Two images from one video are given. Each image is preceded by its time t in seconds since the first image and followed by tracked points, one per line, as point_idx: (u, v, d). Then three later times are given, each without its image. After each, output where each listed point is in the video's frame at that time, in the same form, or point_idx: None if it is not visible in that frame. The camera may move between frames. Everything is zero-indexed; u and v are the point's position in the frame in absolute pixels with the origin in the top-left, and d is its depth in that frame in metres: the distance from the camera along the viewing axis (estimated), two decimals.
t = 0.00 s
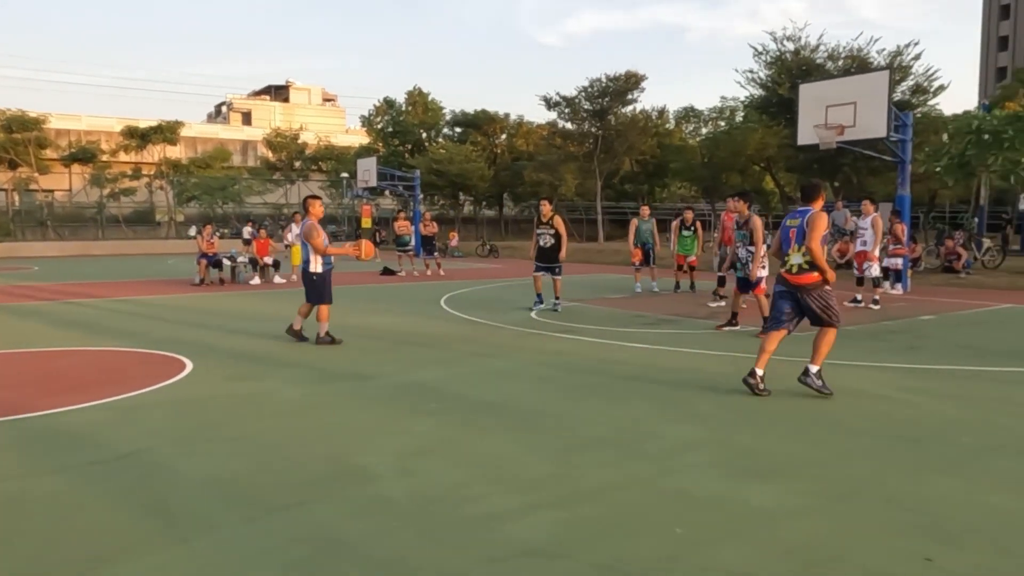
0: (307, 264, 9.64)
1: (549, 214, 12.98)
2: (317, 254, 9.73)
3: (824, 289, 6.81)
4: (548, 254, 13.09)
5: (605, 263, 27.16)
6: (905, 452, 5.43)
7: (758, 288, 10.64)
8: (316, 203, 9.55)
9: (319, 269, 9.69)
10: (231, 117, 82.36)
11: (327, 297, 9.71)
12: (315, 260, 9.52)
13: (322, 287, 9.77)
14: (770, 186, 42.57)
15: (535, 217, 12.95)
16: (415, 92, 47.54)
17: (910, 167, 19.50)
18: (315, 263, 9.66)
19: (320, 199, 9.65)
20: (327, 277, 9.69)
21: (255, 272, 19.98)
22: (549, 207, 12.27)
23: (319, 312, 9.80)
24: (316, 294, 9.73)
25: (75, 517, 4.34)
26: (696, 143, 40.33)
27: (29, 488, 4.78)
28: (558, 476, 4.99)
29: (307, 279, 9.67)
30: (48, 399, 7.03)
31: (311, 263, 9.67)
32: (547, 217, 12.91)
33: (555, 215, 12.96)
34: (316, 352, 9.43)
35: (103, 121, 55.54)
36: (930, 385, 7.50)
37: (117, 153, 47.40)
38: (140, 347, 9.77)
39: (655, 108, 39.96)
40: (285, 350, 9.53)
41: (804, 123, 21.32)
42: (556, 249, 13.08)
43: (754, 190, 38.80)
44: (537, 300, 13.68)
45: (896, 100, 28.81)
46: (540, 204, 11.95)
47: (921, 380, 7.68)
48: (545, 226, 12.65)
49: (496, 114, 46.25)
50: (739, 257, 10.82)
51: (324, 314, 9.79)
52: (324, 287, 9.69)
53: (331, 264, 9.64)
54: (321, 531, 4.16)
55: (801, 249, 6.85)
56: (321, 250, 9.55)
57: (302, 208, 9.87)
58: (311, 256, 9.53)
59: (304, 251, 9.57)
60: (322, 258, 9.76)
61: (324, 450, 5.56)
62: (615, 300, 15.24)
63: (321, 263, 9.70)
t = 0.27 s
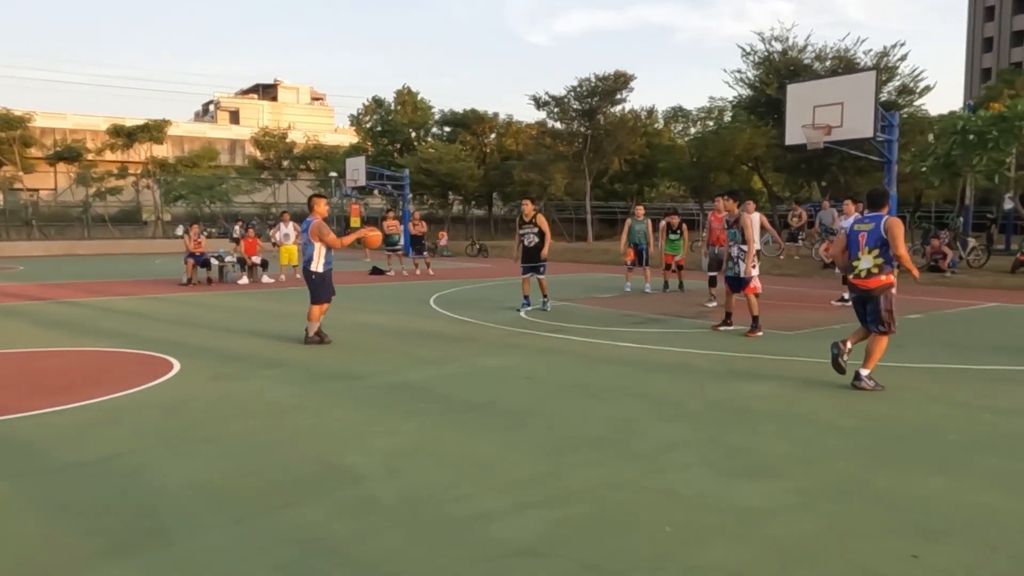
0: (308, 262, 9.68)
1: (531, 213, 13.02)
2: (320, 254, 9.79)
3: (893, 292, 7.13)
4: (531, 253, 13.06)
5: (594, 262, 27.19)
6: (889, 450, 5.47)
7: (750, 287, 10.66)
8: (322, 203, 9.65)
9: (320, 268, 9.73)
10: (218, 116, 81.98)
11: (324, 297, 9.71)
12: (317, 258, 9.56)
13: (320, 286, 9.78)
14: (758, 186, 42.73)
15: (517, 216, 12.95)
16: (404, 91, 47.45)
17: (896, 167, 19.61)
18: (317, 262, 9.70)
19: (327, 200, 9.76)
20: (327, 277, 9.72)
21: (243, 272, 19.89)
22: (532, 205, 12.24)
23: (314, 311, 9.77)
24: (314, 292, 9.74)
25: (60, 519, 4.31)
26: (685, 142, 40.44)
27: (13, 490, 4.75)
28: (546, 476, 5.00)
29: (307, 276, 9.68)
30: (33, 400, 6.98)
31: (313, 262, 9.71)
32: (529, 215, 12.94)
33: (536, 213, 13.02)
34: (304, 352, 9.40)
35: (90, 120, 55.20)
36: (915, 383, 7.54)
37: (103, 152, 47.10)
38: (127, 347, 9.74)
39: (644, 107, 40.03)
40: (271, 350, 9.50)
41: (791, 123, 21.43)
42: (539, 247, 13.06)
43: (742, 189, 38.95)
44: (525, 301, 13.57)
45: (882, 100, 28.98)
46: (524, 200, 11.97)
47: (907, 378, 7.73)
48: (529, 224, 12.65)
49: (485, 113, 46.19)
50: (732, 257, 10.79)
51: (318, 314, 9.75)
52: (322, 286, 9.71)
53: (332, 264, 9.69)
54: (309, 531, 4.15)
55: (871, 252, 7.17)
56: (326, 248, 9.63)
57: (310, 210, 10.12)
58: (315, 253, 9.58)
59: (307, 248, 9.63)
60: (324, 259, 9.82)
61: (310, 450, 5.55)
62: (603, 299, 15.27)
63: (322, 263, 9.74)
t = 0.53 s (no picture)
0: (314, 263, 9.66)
1: (520, 213, 13.04)
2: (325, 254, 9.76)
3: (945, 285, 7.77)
4: (521, 253, 13.04)
5: (584, 262, 27.19)
6: (878, 448, 5.50)
7: (735, 286, 10.68)
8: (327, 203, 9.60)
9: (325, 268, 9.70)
10: (207, 115, 81.68)
11: (329, 297, 9.68)
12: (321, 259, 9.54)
13: (325, 287, 9.76)
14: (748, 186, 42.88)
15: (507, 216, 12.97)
16: (395, 90, 47.40)
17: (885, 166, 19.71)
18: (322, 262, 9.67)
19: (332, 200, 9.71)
20: (332, 278, 9.69)
21: (233, 272, 19.80)
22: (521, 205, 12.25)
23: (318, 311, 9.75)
24: (319, 292, 9.71)
25: (48, 520, 4.27)
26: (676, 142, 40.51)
27: None
28: (536, 475, 5.00)
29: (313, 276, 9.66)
30: (22, 401, 6.94)
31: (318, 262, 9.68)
32: (518, 215, 12.97)
33: (526, 213, 13.04)
34: (295, 351, 9.38)
35: (78, 118, 54.91)
36: (905, 382, 7.58)
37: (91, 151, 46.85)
38: (116, 347, 9.70)
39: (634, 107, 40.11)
40: (261, 350, 9.46)
41: (781, 123, 21.50)
42: (530, 246, 13.04)
43: (733, 189, 39.07)
44: (516, 301, 13.51)
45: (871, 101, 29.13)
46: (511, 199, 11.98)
47: (896, 377, 7.78)
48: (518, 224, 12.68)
49: (476, 113, 46.18)
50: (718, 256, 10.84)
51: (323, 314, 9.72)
52: (327, 287, 9.69)
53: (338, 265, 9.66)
54: (300, 532, 4.13)
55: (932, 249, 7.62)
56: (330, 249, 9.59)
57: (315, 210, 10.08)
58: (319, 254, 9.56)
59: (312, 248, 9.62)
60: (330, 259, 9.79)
61: (301, 450, 5.53)
62: (594, 298, 15.28)
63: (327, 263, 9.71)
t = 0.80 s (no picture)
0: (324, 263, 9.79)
1: (518, 213, 12.99)
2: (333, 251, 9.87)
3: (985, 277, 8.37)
4: (516, 253, 13.04)
5: (576, 262, 27.21)
6: (868, 446, 5.54)
7: (721, 285, 10.71)
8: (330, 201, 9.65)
9: (337, 266, 9.84)
10: (198, 114, 81.41)
11: (347, 293, 9.87)
12: (331, 258, 9.67)
13: (339, 284, 9.92)
14: (739, 185, 43.02)
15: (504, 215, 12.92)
16: (387, 90, 47.35)
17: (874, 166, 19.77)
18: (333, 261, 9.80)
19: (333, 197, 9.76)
20: (344, 274, 9.84)
21: (224, 272, 19.75)
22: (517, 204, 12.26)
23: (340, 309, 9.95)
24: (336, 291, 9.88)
25: (35, 522, 4.25)
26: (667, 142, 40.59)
27: None
28: (528, 475, 5.01)
29: (326, 277, 9.80)
30: (11, 401, 6.90)
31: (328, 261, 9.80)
32: (516, 214, 12.91)
33: (524, 213, 13.00)
34: (287, 352, 9.36)
35: (67, 117, 54.66)
36: (893, 381, 7.63)
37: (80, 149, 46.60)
38: (107, 347, 9.67)
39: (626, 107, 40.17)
40: (251, 350, 9.45)
41: (772, 123, 21.58)
42: (526, 246, 13.06)
43: (724, 189, 39.17)
44: (507, 301, 13.49)
45: (861, 101, 29.27)
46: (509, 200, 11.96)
47: (885, 376, 7.83)
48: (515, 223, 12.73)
49: (468, 112, 46.17)
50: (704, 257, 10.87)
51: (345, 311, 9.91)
52: (343, 284, 9.85)
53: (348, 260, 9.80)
54: (291, 533, 4.13)
55: (980, 245, 8.18)
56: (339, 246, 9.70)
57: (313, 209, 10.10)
58: (329, 253, 9.67)
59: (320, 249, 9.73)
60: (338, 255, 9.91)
61: (293, 450, 5.53)
62: (587, 297, 15.32)
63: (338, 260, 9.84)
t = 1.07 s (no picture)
0: (334, 263, 9.77)
1: (514, 212, 12.97)
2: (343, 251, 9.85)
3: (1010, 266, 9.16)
4: (512, 253, 13.04)
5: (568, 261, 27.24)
6: (860, 445, 5.57)
7: (710, 286, 10.77)
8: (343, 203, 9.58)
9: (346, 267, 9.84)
10: (189, 113, 81.10)
11: (355, 294, 9.92)
12: (341, 259, 9.69)
13: (348, 284, 9.93)
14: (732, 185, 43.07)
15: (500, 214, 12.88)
16: (380, 89, 47.28)
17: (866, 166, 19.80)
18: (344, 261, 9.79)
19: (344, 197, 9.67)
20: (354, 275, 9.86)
21: (216, 271, 19.69)
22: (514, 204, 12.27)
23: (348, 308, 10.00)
24: (344, 291, 9.89)
25: (26, 523, 4.23)
26: (660, 141, 40.63)
27: None
28: (521, 474, 5.02)
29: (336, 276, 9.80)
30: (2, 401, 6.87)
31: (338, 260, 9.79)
32: (512, 214, 12.87)
33: (519, 213, 12.98)
34: (279, 351, 9.33)
35: (58, 115, 54.41)
36: (884, 379, 7.68)
37: (71, 148, 46.39)
38: (98, 347, 9.63)
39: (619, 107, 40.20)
40: (243, 350, 9.42)
41: (765, 123, 21.64)
42: (522, 246, 13.08)
43: (716, 188, 39.29)
44: (500, 301, 13.46)
45: (853, 101, 29.37)
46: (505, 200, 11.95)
47: (877, 375, 7.86)
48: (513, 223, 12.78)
49: (461, 112, 46.12)
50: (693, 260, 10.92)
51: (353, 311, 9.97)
52: (352, 285, 9.88)
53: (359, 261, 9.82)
54: (283, 533, 4.12)
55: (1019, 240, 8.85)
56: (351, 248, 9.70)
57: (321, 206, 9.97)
58: (341, 254, 9.67)
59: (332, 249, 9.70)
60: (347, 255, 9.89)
61: (286, 450, 5.52)
62: (580, 297, 15.34)
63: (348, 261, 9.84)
